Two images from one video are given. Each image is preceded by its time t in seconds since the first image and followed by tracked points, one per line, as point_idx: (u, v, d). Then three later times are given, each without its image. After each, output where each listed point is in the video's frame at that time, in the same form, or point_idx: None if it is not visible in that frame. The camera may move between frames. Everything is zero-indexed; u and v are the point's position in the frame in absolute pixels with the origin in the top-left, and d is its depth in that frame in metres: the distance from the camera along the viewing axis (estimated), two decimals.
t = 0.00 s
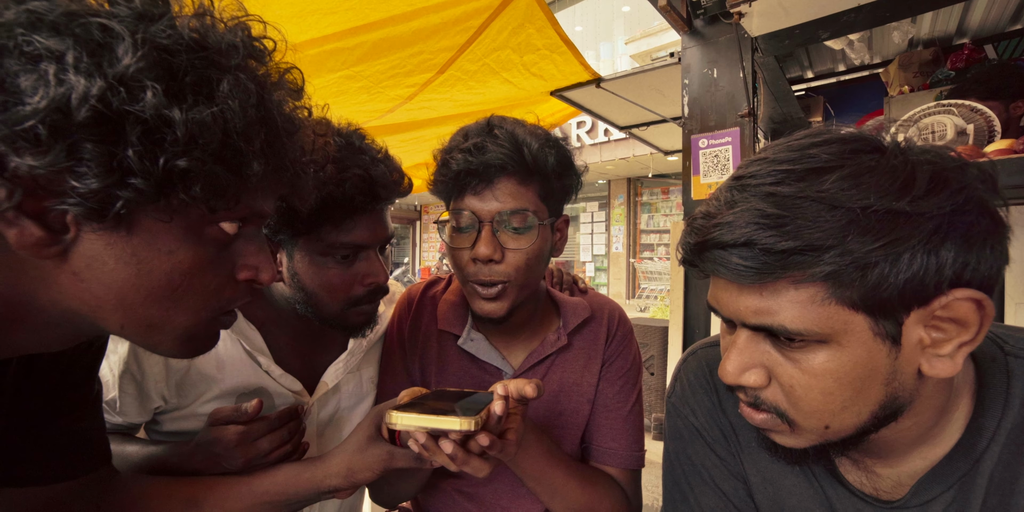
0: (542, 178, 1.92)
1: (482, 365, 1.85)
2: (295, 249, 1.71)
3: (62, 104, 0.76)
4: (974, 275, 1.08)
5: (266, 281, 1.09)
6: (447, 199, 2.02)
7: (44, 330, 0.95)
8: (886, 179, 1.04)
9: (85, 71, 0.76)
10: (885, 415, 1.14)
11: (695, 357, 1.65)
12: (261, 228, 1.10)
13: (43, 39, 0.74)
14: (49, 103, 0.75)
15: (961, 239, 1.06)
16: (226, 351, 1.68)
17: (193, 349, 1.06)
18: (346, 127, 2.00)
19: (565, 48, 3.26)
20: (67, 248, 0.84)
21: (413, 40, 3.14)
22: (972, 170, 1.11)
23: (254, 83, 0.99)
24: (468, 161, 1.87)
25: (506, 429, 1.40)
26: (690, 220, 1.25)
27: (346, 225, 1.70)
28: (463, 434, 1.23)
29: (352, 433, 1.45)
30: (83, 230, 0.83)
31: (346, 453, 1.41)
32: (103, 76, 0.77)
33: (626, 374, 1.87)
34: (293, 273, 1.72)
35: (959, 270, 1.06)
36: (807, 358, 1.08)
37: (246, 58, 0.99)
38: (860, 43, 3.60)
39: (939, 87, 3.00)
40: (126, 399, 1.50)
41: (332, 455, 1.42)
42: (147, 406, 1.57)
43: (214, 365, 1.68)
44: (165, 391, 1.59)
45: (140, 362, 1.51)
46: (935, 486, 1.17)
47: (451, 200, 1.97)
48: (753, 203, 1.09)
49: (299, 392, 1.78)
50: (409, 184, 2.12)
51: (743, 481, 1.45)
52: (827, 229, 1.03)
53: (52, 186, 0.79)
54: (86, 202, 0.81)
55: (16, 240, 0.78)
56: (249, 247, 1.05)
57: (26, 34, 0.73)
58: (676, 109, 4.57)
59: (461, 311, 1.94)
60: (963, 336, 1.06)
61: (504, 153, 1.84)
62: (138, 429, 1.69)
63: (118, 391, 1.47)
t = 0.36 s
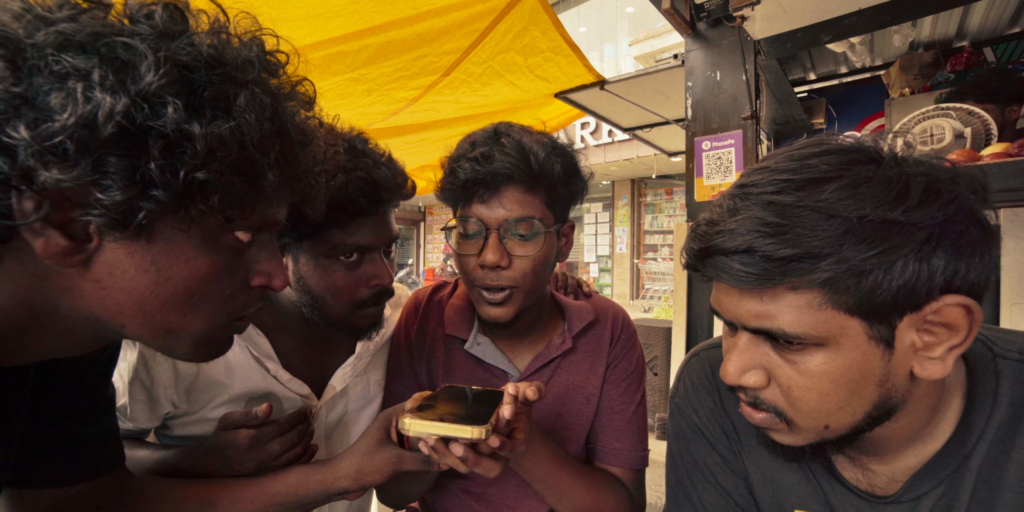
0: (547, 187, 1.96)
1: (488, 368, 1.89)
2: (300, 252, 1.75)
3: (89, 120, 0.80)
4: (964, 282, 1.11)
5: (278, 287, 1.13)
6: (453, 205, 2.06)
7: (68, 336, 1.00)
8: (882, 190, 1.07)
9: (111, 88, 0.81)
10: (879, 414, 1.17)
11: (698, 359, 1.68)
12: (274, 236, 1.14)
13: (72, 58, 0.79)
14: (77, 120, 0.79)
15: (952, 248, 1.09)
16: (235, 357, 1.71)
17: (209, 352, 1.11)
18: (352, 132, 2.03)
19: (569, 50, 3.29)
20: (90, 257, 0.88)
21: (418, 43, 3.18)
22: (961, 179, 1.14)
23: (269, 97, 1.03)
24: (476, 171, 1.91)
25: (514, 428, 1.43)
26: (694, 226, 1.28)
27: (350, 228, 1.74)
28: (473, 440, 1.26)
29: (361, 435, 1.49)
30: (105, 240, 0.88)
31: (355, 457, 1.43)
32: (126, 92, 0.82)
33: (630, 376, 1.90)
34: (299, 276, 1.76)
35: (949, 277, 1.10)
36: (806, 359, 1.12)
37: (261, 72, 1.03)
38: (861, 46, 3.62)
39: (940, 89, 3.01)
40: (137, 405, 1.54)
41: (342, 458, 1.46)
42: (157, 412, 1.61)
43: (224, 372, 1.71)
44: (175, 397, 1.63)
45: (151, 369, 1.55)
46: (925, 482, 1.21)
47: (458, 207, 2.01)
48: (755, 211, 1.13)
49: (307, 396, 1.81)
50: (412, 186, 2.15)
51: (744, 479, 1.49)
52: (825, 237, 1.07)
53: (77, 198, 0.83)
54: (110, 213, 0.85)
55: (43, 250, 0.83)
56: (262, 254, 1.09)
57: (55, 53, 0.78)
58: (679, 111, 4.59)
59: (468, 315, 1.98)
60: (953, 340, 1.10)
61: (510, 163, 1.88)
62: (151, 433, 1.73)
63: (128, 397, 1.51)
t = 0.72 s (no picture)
0: (544, 181, 1.97)
1: (485, 360, 1.91)
2: (300, 247, 1.76)
3: (99, 116, 0.81)
4: (947, 272, 1.14)
5: (279, 280, 1.13)
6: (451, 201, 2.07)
7: (75, 327, 1.01)
8: (867, 182, 1.10)
9: (120, 85, 0.82)
10: (866, 402, 1.20)
11: (691, 350, 1.70)
12: (275, 229, 1.15)
13: (82, 56, 0.80)
14: (87, 116, 0.80)
15: (935, 238, 1.12)
16: (235, 351, 1.73)
17: (212, 343, 1.12)
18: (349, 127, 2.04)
19: (565, 45, 3.30)
20: (98, 249, 0.89)
21: (414, 39, 3.18)
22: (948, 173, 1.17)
23: (271, 94, 1.04)
24: (473, 166, 1.92)
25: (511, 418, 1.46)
26: (686, 218, 1.30)
27: (347, 221, 1.75)
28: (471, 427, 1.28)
29: (360, 427, 1.50)
30: (113, 232, 0.89)
31: (355, 448, 1.45)
32: (135, 89, 0.83)
33: (625, 368, 1.93)
34: (297, 270, 1.77)
35: (933, 266, 1.12)
36: (794, 348, 1.14)
37: (264, 69, 1.04)
38: (855, 42, 3.64)
39: (932, 85, 3.03)
40: (138, 399, 1.57)
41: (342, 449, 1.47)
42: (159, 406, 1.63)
43: (224, 367, 1.73)
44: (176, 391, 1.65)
45: (150, 362, 1.57)
46: (912, 468, 1.24)
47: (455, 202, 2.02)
48: (744, 203, 1.15)
49: (306, 390, 1.83)
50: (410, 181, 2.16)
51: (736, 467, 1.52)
52: (812, 228, 1.09)
53: (87, 191, 0.84)
54: (118, 206, 0.86)
55: (53, 241, 0.84)
56: (264, 247, 1.11)
57: (66, 51, 0.80)
58: (675, 106, 4.60)
59: (465, 309, 2.00)
60: (936, 328, 1.12)
61: (508, 159, 1.89)
62: (151, 426, 1.75)
63: (129, 391, 1.54)
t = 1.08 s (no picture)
0: (539, 180, 1.97)
1: (481, 359, 1.91)
2: (299, 248, 1.74)
3: (106, 120, 0.81)
4: (943, 273, 1.14)
5: (279, 282, 1.12)
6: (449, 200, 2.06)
7: (76, 329, 1.00)
8: (863, 183, 1.10)
9: (127, 89, 0.82)
10: (863, 402, 1.20)
11: (688, 349, 1.70)
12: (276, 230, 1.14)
13: (90, 60, 0.80)
14: (95, 120, 0.80)
15: (931, 240, 1.12)
16: (234, 352, 1.71)
17: (211, 344, 1.11)
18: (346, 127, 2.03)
19: (560, 46, 3.30)
20: (102, 250, 0.88)
21: (409, 40, 3.17)
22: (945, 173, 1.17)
23: (274, 98, 1.03)
24: (469, 167, 1.92)
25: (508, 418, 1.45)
26: (683, 218, 1.30)
27: (345, 221, 1.74)
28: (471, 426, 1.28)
29: (358, 428, 1.49)
30: (117, 234, 0.88)
31: (355, 449, 1.44)
32: (141, 93, 0.83)
33: (621, 367, 1.92)
34: (296, 271, 1.76)
35: (929, 268, 1.12)
36: (792, 348, 1.14)
37: (268, 73, 1.03)
38: (849, 42, 3.67)
39: (926, 85, 3.04)
40: (137, 400, 1.55)
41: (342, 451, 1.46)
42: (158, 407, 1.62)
43: (223, 368, 1.71)
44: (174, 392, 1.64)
45: (149, 363, 1.56)
46: (909, 467, 1.24)
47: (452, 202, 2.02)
48: (741, 204, 1.15)
49: (304, 389, 1.81)
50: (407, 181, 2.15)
51: (733, 467, 1.52)
52: (808, 229, 1.09)
53: (92, 193, 0.84)
54: (123, 209, 0.85)
55: (58, 243, 0.84)
56: (264, 248, 1.10)
57: (75, 56, 0.80)
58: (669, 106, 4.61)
59: (462, 308, 1.99)
60: (933, 329, 1.12)
61: (503, 159, 1.89)
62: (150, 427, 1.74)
63: (128, 393, 1.53)
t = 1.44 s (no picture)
0: (547, 180, 1.96)
1: (486, 359, 1.90)
2: (306, 250, 1.74)
3: (118, 120, 0.82)
4: (957, 276, 1.13)
5: (285, 282, 1.13)
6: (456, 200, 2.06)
7: (82, 328, 1.00)
8: (877, 185, 1.10)
9: (138, 89, 0.82)
10: (873, 405, 1.19)
11: (694, 352, 1.69)
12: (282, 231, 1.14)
13: (102, 60, 0.80)
14: (107, 119, 0.80)
15: (945, 242, 1.11)
16: (240, 351, 1.71)
17: (217, 345, 1.10)
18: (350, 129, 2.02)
19: (564, 50, 3.30)
20: (111, 249, 0.88)
21: (413, 43, 3.18)
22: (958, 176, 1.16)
23: (282, 98, 1.03)
24: (476, 167, 1.91)
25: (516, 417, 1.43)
26: (693, 220, 1.29)
27: (351, 222, 1.74)
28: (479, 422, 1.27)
29: (362, 428, 1.48)
30: (126, 233, 0.88)
31: (360, 450, 1.43)
32: (152, 93, 0.83)
33: (627, 368, 1.92)
34: (304, 272, 1.76)
35: (943, 270, 1.12)
36: (803, 351, 1.13)
37: (276, 75, 1.03)
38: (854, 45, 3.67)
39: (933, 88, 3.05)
40: (146, 399, 1.55)
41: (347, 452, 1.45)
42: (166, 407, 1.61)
43: (230, 367, 1.71)
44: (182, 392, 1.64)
45: (157, 362, 1.55)
46: (920, 470, 1.23)
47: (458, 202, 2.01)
48: (752, 205, 1.15)
49: (310, 390, 1.81)
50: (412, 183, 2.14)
51: (740, 471, 1.51)
52: (820, 231, 1.08)
53: (103, 192, 0.84)
54: (133, 208, 0.85)
55: (69, 241, 0.84)
56: (271, 249, 1.10)
57: (88, 56, 0.80)
58: (672, 109, 4.61)
59: (467, 308, 1.99)
60: (946, 332, 1.12)
61: (509, 159, 1.88)
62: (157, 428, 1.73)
63: (137, 392, 1.52)
